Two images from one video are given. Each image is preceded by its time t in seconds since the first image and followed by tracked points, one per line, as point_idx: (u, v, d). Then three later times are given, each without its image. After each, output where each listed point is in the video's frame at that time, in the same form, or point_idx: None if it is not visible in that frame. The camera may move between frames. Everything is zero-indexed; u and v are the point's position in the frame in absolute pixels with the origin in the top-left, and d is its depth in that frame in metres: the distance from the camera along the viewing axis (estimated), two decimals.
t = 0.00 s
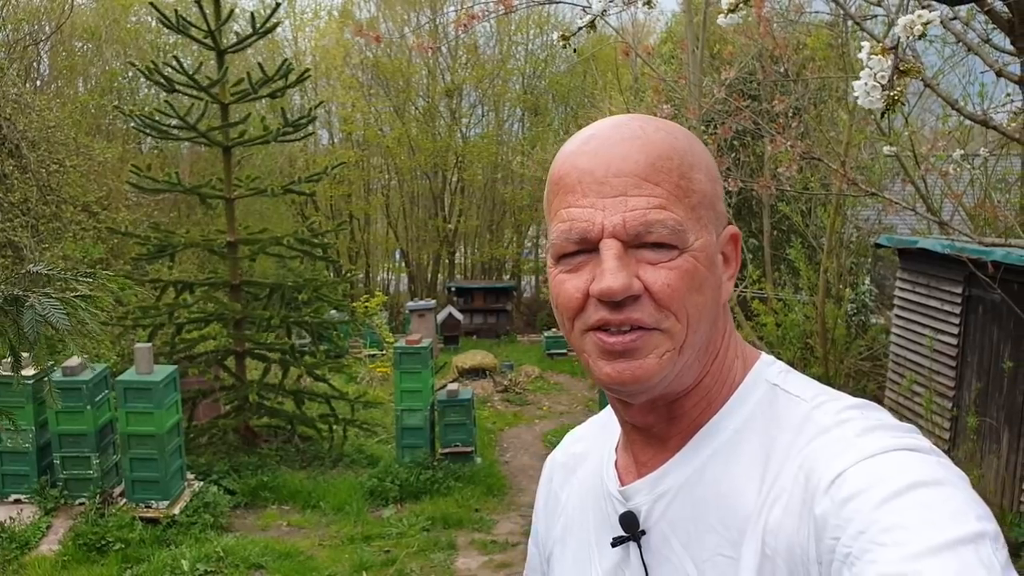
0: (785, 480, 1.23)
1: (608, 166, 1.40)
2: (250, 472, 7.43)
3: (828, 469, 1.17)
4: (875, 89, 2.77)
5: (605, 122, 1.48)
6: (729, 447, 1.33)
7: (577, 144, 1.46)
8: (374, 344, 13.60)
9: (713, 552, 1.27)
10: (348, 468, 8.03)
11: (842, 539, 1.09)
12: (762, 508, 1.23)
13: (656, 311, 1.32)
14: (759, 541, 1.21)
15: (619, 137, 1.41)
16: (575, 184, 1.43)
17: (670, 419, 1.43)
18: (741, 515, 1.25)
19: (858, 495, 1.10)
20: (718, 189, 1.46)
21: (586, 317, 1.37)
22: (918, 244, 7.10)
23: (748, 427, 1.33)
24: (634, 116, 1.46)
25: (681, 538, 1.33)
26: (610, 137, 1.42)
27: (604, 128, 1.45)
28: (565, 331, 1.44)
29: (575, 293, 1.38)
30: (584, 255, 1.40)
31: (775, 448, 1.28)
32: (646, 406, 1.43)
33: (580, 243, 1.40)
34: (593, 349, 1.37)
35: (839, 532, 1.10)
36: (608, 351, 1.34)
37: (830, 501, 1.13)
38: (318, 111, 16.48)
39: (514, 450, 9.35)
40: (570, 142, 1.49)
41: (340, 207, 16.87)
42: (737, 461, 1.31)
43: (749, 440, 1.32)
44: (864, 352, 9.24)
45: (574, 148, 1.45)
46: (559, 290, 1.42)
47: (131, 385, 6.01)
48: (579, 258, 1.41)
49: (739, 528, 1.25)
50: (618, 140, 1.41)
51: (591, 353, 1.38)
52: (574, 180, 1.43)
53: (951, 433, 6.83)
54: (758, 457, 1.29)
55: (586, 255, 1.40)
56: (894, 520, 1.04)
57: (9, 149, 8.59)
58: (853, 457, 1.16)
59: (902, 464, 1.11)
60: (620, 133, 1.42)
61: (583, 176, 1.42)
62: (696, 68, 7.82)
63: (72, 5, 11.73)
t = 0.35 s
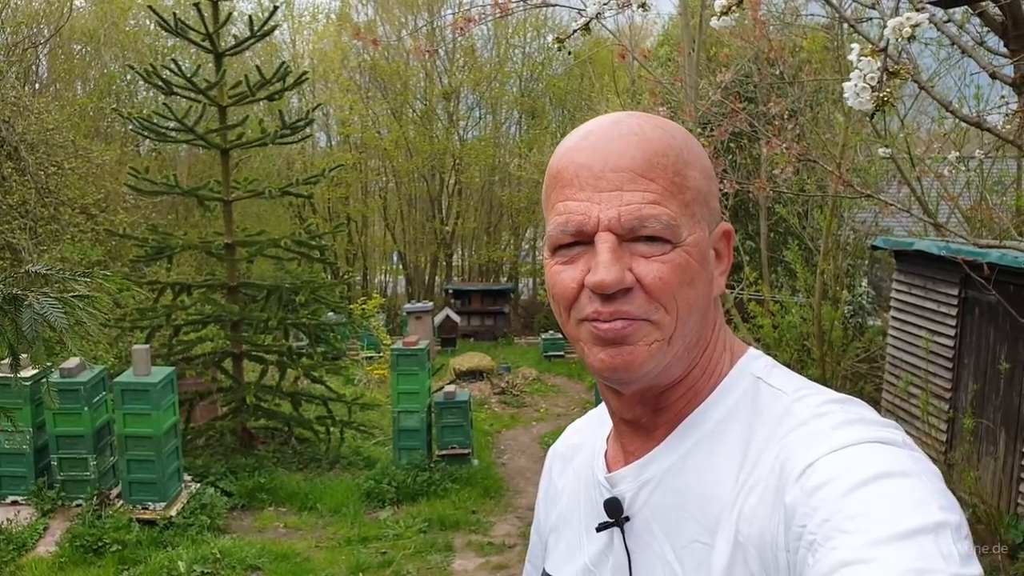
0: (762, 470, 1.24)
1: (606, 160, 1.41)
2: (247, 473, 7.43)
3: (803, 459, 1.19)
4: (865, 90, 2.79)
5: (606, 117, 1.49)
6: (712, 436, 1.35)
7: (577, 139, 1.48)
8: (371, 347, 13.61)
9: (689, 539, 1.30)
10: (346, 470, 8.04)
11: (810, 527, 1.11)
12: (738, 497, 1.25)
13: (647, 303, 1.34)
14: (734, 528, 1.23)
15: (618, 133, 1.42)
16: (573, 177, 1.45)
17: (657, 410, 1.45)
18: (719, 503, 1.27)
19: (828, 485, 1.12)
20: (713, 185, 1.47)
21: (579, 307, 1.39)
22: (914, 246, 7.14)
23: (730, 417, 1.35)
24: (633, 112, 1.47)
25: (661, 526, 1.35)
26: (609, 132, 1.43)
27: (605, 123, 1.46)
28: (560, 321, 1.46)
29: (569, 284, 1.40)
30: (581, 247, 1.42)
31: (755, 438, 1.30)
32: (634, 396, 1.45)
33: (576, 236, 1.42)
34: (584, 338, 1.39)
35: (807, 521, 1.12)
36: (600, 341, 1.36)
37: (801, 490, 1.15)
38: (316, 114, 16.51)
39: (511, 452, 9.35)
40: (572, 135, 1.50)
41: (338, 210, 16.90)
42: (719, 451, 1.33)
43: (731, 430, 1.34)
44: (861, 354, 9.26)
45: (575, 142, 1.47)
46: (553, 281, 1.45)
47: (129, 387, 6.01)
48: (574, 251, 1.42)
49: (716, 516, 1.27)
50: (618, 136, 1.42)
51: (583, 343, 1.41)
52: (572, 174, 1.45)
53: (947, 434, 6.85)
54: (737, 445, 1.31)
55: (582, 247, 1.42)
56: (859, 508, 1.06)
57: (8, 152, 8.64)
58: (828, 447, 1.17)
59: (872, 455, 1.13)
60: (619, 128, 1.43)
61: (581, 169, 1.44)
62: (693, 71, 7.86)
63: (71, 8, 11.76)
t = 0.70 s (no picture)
0: (782, 476, 1.24)
1: (623, 158, 1.41)
2: (249, 480, 7.42)
3: (824, 465, 1.18)
4: (874, 92, 2.78)
5: (622, 114, 1.48)
6: (730, 442, 1.34)
7: (593, 136, 1.47)
8: (373, 354, 13.59)
9: (709, 546, 1.29)
10: (347, 477, 8.02)
11: (831, 536, 1.11)
12: (759, 502, 1.24)
13: (666, 304, 1.33)
14: (754, 536, 1.22)
15: (635, 130, 1.42)
16: (589, 175, 1.44)
17: (674, 413, 1.44)
18: (739, 508, 1.26)
19: (850, 494, 1.11)
20: (730, 185, 1.46)
21: (596, 307, 1.38)
22: (918, 253, 7.14)
23: (749, 422, 1.34)
24: (650, 110, 1.46)
25: (680, 532, 1.34)
26: (626, 129, 1.42)
27: (621, 121, 1.45)
28: (576, 321, 1.45)
29: (586, 283, 1.39)
30: (597, 246, 1.41)
31: (774, 444, 1.29)
32: (651, 398, 1.44)
33: (592, 235, 1.41)
34: (602, 339, 1.38)
35: (829, 529, 1.11)
36: (618, 342, 1.36)
37: (822, 498, 1.14)
38: (318, 121, 16.55)
39: (513, 460, 9.33)
40: (588, 132, 1.50)
41: (340, 217, 16.93)
42: (738, 456, 1.32)
43: (750, 435, 1.33)
44: (864, 361, 9.25)
45: (592, 139, 1.46)
46: (569, 281, 1.44)
47: (131, 393, 6.01)
48: (591, 250, 1.42)
49: (736, 522, 1.26)
50: (635, 133, 1.42)
51: (600, 344, 1.40)
52: (589, 171, 1.44)
53: (952, 442, 6.83)
54: (757, 450, 1.30)
55: (598, 246, 1.41)
56: (883, 518, 1.06)
57: (12, 159, 8.69)
58: (850, 454, 1.17)
59: (894, 464, 1.12)
60: (637, 125, 1.42)
61: (598, 168, 1.43)
62: (695, 78, 7.86)
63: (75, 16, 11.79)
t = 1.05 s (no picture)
0: (778, 472, 1.22)
1: (621, 154, 1.40)
2: (252, 487, 7.40)
3: (820, 461, 1.17)
4: (877, 92, 2.76)
5: (621, 110, 1.48)
6: (727, 438, 1.33)
7: (592, 131, 1.46)
8: (375, 360, 13.59)
9: (705, 543, 1.27)
10: (350, 484, 8.00)
11: (826, 533, 1.09)
12: (754, 497, 1.23)
13: (664, 300, 1.32)
14: (749, 532, 1.21)
15: (634, 125, 1.41)
16: (587, 170, 1.43)
17: (671, 410, 1.43)
18: (734, 505, 1.25)
19: (845, 489, 1.10)
20: (730, 182, 1.45)
21: (594, 303, 1.38)
22: (922, 259, 7.12)
23: (746, 418, 1.33)
24: (650, 105, 1.45)
25: (675, 529, 1.33)
26: (625, 125, 1.42)
27: (620, 115, 1.45)
28: (573, 318, 1.44)
29: (583, 280, 1.39)
30: (594, 242, 1.41)
31: (770, 441, 1.28)
32: (647, 395, 1.43)
33: (590, 230, 1.40)
34: (599, 335, 1.38)
35: (823, 525, 1.10)
36: (615, 338, 1.35)
37: (817, 493, 1.13)
38: (321, 129, 16.60)
39: (516, 467, 9.30)
40: (587, 127, 1.49)
41: (343, 224, 16.96)
42: (735, 452, 1.31)
43: (747, 431, 1.32)
44: (868, 368, 9.22)
45: (590, 134, 1.45)
46: (566, 277, 1.43)
47: (134, 399, 6.01)
48: (587, 246, 1.41)
49: (731, 519, 1.25)
50: (633, 128, 1.41)
51: (597, 340, 1.39)
52: (587, 166, 1.43)
53: (958, 448, 6.79)
54: (753, 446, 1.29)
55: (595, 242, 1.40)
56: (878, 513, 1.04)
57: (16, 166, 8.73)
58: (846, 450, 1.15)
59: (890, 460, 1.11)
60: (636, 121, 1.41)
61: (596, 163, 1.42)
62: (698, 84, 7.87)
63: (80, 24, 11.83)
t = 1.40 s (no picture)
0: (787, 475, 1.21)
1: (621, 158, 1.39)
2: (255, 493, 7.39)
3: (829, 464, 1.16)
4: (889, 95, 2.76)
5: (620, 114, 1.47)
6: (735, 442, 1.32)
7: (590, 137, 1.46)
8: (378, 366, 13.58)
9: (716, 548, 1.26)
10: (353, 490, 7.99)
11: (837, 536, 1.08)
12: (764, 502, 1.22)
13: (668, 304, 1.32)
14: (760, 537, 1.20)
15: (633, 129, 1.40)
16: (587, 176, 1.43)
17: (678, 416, 1.42)
18: (743, 509, 1.24)
19: (855, 493, 1.09)
20: (731, 184, 1.45)
21: (598, 309, 1.37)
22: (927, 265, 7.11)
23: (754, 423, 1.32)
24: (648, 109, 1.45)
25: (685, 533, 1.32)
26: (623, 130, 1.41)
27: (618, 120, 1.44)
28: (577, 325, 1.44)
29: (587, 286, 1.38)
30: (596, 248, 1.40)
31: (779, 445, 1.27)
32: (653, 400, 1.42)
33: (591, 236, 1.39)
34: (604, 342, 1.37)
35: (835, 528, 1.09)
36: (621, 343, 1.34)
37: (828, 496, 1.12)
38: (325, 135, 16.64)
39: (520, 474, 9.27)
40: (585, 134, 1.48)
41: (347, 230, 17.20)
42: (743, 456, 1.30)
43: (755, 435, 1.31)
44: (873, 374, 9.19)
45: (588, 140, 1.45)
46: (570, 284, 1.42)
47: (138, 404, 6.01)
48: (590, 252, 1.40)
49: (741, 524, 1.24)
50: (632, 133, 1.40)
51: (602, 347, 1.38)
52: (587, 173, 1.43)
53: (964, 455, 6.76)
54: (761, 450, 1.28)
55: (597, 249, 1.40)
56: (890, 517, 1.03)
57: (21, 171, 8.74)
58: (855, 452, 1.14)
59: (900, 462, 1.10)
60: (634, 125, 1.41)
61: (596, 168, 1.42)
62: (703, 90, 7.88)
63: (85, 30, 11.88)
